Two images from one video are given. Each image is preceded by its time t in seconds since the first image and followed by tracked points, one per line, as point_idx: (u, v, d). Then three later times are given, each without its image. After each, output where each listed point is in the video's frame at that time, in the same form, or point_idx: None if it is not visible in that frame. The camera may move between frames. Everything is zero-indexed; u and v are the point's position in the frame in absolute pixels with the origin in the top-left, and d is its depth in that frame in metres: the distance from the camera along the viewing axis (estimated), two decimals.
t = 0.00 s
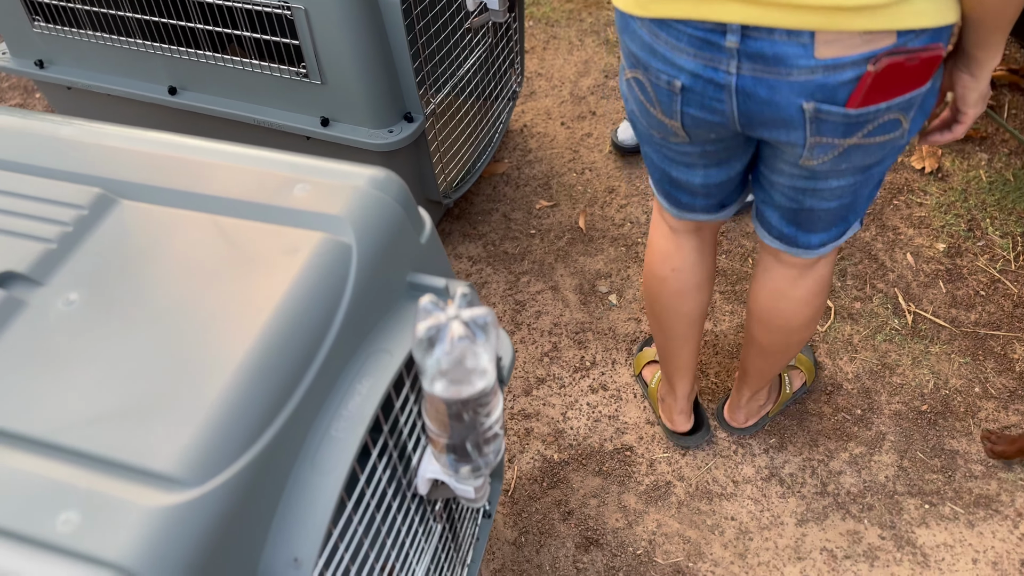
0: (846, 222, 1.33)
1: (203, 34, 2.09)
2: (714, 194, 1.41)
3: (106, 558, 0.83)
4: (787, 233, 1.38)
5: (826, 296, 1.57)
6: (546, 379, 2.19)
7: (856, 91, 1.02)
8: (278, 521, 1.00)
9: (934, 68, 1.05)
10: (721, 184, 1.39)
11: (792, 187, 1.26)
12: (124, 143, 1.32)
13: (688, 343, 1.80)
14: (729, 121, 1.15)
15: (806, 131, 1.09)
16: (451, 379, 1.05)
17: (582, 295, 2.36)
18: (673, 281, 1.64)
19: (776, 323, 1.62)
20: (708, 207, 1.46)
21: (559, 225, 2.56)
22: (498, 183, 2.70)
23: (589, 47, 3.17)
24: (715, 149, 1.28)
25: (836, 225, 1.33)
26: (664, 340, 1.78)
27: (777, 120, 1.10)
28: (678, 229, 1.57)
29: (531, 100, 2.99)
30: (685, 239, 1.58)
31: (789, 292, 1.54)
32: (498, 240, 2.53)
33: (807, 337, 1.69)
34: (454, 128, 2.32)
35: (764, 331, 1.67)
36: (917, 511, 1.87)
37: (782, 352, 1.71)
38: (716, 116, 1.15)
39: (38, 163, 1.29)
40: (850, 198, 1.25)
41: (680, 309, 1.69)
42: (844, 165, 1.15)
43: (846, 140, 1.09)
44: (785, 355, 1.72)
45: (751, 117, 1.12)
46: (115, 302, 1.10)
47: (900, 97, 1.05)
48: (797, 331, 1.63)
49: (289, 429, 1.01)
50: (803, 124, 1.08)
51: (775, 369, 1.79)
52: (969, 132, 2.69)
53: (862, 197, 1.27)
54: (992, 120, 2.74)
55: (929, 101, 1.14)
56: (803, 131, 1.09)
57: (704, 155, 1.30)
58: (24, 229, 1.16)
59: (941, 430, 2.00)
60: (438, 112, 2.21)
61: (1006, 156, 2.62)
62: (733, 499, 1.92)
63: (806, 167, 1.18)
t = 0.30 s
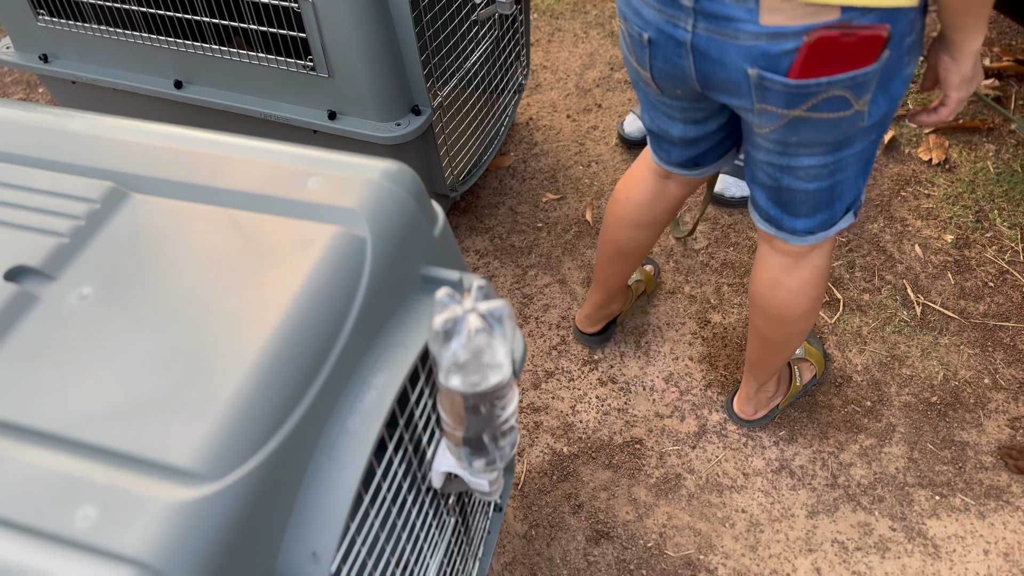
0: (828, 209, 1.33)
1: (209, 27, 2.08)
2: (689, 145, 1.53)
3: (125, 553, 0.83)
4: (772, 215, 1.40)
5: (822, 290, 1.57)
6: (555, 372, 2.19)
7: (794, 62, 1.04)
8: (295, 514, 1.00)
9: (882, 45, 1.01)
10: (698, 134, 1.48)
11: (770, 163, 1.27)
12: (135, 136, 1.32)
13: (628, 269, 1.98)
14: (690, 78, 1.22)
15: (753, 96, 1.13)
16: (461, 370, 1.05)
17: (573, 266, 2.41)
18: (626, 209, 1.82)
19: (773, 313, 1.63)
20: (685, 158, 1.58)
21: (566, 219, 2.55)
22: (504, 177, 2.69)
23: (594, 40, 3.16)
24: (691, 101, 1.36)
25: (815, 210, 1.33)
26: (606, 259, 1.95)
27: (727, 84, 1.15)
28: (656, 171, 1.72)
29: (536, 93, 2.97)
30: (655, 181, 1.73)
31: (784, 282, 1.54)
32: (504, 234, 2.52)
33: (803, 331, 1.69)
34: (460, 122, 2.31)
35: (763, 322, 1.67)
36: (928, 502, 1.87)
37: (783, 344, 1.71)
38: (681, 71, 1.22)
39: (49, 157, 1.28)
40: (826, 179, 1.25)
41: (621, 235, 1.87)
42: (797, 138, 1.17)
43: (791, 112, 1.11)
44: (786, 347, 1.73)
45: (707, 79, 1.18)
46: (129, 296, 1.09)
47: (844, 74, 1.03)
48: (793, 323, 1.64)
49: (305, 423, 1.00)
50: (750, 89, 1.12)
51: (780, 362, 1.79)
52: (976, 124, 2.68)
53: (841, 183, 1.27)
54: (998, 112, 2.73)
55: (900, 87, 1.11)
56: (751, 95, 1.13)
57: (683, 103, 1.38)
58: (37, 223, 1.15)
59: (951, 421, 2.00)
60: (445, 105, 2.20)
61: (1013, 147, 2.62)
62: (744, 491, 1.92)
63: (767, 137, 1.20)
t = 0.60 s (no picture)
0: (736, 174, 1.40)
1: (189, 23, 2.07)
2: (588, 97, 1.60)
3: (100, 552, 0.82)
4: (691, 176, 1.48)
5: (774, 257, 1.58)
6: (542, 366, 2.19)
7: (614, 15, 1.12)
8: (274, 510, 0.99)
9: (689, 18, 1.08)
10: (594, 87, 1.55)
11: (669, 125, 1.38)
12: (111, 133, 1.30)
13: (589, 249, 2.00)
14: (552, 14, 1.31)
15: (592, 40, 1.22)
16: (436, 364, 1.03)
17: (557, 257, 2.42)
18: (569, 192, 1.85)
19: (729, 282, 1.66)
20: (589, 114, 1.65)
21: (553, 212, 2.55)
22: (490, 171, 2.68)
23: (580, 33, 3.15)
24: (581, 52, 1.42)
25: (721, 173, 1.40)
26: (566, 241, 1.97)
27: (577, 27, 1.24)
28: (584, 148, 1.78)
29: (522, 87, 2.96)
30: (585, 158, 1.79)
31: (728, 246, 1.59)
32: (491, 228, 2.52)
33: (771, 302, 1.69)
34: (444, 115, 2.30)
35: (729, 296, 1.70)
36: (914, 491, 1.88)
37: (753, 316, 1.72)
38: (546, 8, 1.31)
39: (25, 156, 1.27)
40: (711, 142, 1.33)
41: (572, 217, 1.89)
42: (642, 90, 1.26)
43: (622, 64, 1.20)
44: (760, 320, 1.73)
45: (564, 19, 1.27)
46: (105, 294, 1.08)
47: (658, 38, 1.12)
48: (754, 293, 1.66)
49: (283, 418, 1.00)
50: (590, 34, 1.21)
51: (758, 335, 1.79)
52: (960, 112, 2.69)
53: (734, 150, 1.34)
54: (982, 100, 2.74)
55: (740, 64, 1.18)
56: (592, 39, 1.22)
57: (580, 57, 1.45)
58: (12, 221, 1.14)
59: (937, 410, 2.01)
60: (429, 99, 2.19)
61: (997, 136, 2.62)
62: (731, 482, 1.92)
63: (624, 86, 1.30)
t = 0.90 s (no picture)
0: (625, 151, 1.44)
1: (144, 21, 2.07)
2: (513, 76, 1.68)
3: (25, 537, 0.82)
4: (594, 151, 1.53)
5: (651, 236, 1.61)
6: (504, 356, 2.21)
7: None
8: (207, 497, 0.99)
9: None
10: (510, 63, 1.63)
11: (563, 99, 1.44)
12: (52, 130, 1.30)
13: (542, 234, 2.04)
14: None
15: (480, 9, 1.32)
16: (377, 351, 1.03)
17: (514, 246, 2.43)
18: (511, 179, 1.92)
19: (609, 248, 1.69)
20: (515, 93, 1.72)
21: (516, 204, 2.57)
22: (454, 164, 2.70)
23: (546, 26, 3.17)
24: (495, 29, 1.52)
25: (611, 148, 1.45)
26: (518, 228, 2.01)
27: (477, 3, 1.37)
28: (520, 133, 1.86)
29: (487, 80, 2.98)
30: (522, 143, 1.86)
31: (614, 211, 1.62)
32: (455, 221, 2.53)
33: (647, 279, 1.72)
34: (405, 110, 2.32)
35: (606, 263, 1.72)
36: (868, 471, 1.91)
37: (624, 288, 1.75)
38: None
39: None
40: (595, 117, 1.38)
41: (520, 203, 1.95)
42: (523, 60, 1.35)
43: (497, 31, 1.30)
44: (631, 293, 1.77)
45: None
46: (42, 287, 1.08)
47: (519, 6, 1.21)
48: (625, 264, 1.68)
49: (216, 406, 1.00)
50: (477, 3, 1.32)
51: (637, 306, 1.82)
52: (917, 99, 2.73)
53: (618, 127, 1.38)
54: (939, 87, 2.78)
55: (606, 41, 1.24)
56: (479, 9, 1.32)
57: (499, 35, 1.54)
58: None
59: (891, 391, 2.04)
60: (387, 93, 2.20)
61: (954, 121, 2.66)
62: (689, 466, 1.95)
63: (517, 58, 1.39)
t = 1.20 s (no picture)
0: (476, 140, 1.59)
1: (71, 13, 2.10)
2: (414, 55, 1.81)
3: None
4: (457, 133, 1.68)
5: (512, 229, 1.79)
6: (436, 338, 2.25)
7: None
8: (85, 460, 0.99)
9: None
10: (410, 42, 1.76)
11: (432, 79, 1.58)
12: None
13: (468, 218, 2.08)
14: None
15: None
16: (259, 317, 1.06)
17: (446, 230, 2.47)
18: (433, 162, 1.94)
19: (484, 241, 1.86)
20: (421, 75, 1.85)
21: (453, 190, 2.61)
22: (393, 152, 2.74)
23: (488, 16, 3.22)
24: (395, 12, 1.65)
25: (467, 133, 1.59)
26: (445, 212, 2.05)
27: None
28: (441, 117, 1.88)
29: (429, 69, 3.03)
30: (441, 127, 1.88)
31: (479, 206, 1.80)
32: (392, 208, 2.57)
33: (528, 263, 1.89)
34: (337, 94, 2.39)
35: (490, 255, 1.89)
36: (782, 439, 1.96)
37: (511, 276, 1.92)
38: None
39: None
40: (452, 100, 1.52)
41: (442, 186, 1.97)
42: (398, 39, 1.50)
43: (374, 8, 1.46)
44: (522, 277, 1.92)
45: None
46: None
47: None
48: (504, 252, 1.85)
49: (93, 371, 1.00)
50: None
51: (531, 289, 1.97)
52: (845, 81, 2.80)
53: (471, 115, 1.53)
54: (867, 68, 2.85)
55: (465, 29, 1.38)
56: None
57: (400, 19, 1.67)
58: None
59: (808, 361, 2.10)
60: (315, 81, 2.26)
61: (879, 102, 2.74)
62: (610, 438, 2.01)
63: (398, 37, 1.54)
